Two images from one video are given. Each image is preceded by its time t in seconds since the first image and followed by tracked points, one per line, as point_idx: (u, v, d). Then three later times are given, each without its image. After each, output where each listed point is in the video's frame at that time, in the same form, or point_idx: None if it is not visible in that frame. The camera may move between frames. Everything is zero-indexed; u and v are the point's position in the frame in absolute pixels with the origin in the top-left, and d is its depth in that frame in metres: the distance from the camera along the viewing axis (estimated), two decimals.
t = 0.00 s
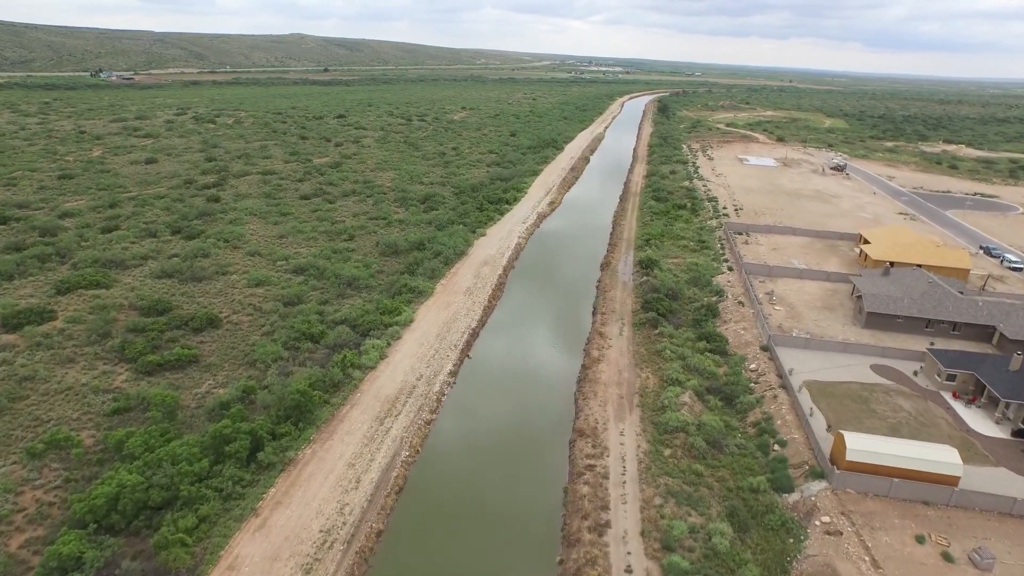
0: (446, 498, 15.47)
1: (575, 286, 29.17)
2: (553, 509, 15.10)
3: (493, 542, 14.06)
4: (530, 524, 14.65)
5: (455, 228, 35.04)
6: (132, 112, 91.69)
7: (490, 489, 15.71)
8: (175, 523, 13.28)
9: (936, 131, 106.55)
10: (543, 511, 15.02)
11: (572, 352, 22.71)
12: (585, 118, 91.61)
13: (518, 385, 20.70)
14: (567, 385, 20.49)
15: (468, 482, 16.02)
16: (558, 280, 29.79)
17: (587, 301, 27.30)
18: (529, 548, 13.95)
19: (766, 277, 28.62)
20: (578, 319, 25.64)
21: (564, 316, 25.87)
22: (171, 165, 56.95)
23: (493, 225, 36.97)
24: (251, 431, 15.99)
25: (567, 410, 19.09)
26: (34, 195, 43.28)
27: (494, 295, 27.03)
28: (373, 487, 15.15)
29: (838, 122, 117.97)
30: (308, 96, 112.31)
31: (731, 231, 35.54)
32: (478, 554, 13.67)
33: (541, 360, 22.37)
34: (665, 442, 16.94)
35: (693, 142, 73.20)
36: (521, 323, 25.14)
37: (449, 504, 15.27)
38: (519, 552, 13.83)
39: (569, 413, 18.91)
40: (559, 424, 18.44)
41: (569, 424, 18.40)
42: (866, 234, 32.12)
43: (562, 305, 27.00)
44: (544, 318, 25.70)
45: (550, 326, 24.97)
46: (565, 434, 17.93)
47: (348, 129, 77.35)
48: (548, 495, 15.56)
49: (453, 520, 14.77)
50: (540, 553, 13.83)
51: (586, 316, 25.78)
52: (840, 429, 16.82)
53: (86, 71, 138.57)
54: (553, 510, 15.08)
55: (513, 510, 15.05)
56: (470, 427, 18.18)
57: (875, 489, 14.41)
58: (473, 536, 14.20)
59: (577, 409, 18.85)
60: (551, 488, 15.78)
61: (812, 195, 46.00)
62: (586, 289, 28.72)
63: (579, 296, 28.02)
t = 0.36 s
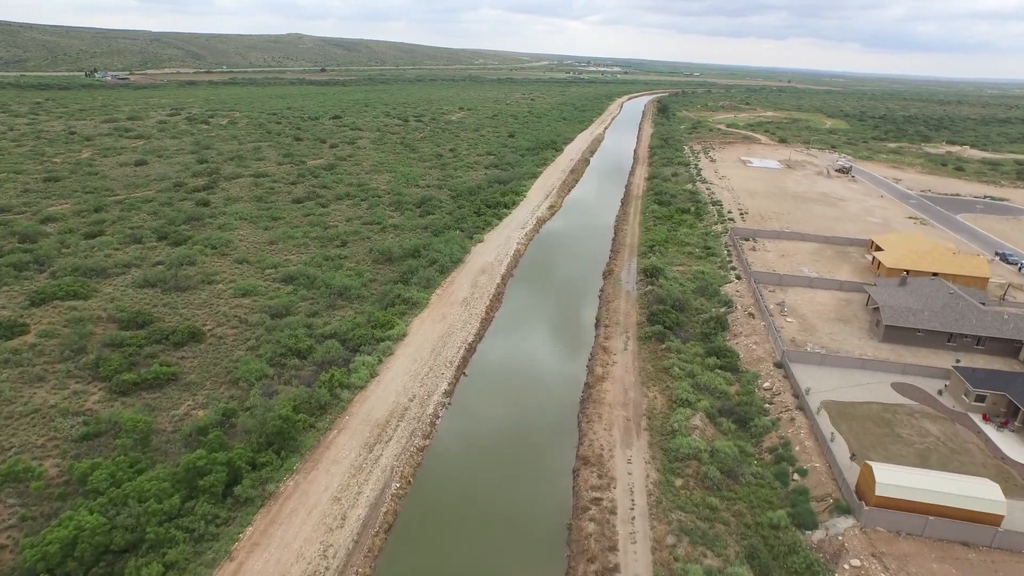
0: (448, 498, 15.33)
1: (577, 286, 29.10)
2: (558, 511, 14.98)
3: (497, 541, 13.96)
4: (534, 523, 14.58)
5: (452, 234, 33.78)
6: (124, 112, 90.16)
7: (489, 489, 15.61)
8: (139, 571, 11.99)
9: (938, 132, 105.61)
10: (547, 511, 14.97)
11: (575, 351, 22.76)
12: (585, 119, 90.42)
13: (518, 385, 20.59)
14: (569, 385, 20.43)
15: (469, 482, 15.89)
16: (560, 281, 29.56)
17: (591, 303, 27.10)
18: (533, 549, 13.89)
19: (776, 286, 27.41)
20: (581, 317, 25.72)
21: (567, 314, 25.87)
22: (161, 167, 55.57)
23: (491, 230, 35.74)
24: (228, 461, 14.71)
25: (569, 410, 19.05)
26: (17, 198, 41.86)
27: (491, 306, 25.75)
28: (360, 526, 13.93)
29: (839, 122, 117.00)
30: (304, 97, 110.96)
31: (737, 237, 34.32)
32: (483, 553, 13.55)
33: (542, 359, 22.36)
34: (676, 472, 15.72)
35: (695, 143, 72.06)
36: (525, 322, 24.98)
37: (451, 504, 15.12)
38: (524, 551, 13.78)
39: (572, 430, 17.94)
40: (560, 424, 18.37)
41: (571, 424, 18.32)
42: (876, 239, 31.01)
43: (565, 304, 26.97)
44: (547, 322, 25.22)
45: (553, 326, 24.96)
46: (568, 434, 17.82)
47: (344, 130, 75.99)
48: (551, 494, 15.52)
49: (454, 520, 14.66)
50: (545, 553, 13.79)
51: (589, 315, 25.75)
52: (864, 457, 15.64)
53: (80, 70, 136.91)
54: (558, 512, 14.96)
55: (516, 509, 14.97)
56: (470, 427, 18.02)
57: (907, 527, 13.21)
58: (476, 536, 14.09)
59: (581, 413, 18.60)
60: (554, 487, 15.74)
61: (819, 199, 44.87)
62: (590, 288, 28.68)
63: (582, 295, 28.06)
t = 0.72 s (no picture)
0: (450, 501, 15.27)
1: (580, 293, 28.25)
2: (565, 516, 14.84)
3: (502, 544, 13.96)
4: (536, 525, 14.57)
5: (448, 241, 32.50)
6: (117, 113, 88.68)
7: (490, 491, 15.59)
8: None
9: (940, 133, 104.64)
10: (551, 514, 14.92)
11: (578, 363, 21.98)
12: (584, 120, 89.28)
13: (518, 387, 20.52)
14: (569, 388, 20.36)
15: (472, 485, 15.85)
16: (562, 284, 29.26)
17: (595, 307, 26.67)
18: (538, 551, 13.85)
19: (787, 298, 26.18)
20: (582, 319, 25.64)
21: (570, 316, 25.78)
22: (151, 169, 54.17)
23: (491, 236, 34.50)
24: (200, 500, 13.40)
25: (571, 412, 19.00)
26: None
27: (490, 319, 24.48)
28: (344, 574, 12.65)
29: (841, 123, 116.04)
30: (300, 97, 109.63)
31: (744, 243, 33.10)
32: (487, 557, 13.54)
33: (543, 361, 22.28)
34: (690, 509, 14.45)
35: (697, 145, 70.90)
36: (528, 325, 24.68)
37: (453, 507, 15.06)
38: (529, 554, 13.76)
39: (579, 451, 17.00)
40: (563, 426, 18.30)
41: (574, 427, 18.24)
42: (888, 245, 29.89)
43: (566, 304, 26.97)
44: (549, 329, 24.66)
45: (555, 328, 24.92)
46: (571, 438, 17.71)
47: (340, 131, 74.66)
48: (555, 497, 15.45)
49: (458, 523, 14.62)
50: (551, 556, 13.74)
51: (591, 318, 25.61)
52: (894, 490, 14.43)
53: (75, 70, 135.39)
54: (564, 516, 14.85)
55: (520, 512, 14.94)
56: (469, 429, 17.96)
57: None
58: (479, 540, 14.07)
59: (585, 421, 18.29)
60: (558, 489, 15.71)
61: (825, 203, 43.72)
62: (591, 289, 28.79)
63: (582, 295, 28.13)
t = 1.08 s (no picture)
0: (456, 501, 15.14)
1: (584, 305, 26.92)
2: (574, 519, 14.65)
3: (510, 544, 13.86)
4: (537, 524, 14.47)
5: (446, 248, 31.18)
6: (112, 114, 87.34)
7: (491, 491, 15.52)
8: None
9: (945, 134, 103.36)
10: (559, 513, 14.82)
11: (583, 381, 20.74)
12: (585, 120, 88.01)
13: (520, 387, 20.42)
14: (572, 390, 20.19)
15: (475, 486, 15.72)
16: (566, 294, 28.03)
17: (599, 308, 26.42)
18: (546, 552, 13.76)
19: (802, 310, 24.90)
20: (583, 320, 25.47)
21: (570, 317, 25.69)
22: (143, 172, 52.87)
23: (491, 243, 33.20)
24: (168, 547, 12.07)
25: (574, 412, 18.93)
26: None
27: (490, 333, 23.23)
28: None
29: (844, 124, 114.88)
30: (298, 98, 108.34)
31: (754, 250, 31.80)
32: (494, 557, 13.42)
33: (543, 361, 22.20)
34: (709, 552, 13.16)
35: (700, 146, 69.66)
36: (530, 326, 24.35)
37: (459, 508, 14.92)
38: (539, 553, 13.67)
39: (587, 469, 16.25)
40: (566, 427, 18.19)
41: (578, 428, 18.12)
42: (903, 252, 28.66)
43: (567, 304, 26.83)
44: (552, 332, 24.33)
45: (555, 329, 24.84)
46: (575, 438, 17.59)
47: (337, 132, 73.32)
48: (562, 497, 15.34)
49: (462, 523, 14.50)
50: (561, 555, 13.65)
51: (592, 318, 25.43)
52: (934, 532, 13.17)
53: (71, 70, 134.02)
54: (565, 516, 14.75)
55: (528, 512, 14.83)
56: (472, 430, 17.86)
57: None
58: (486, 540, 13.97)
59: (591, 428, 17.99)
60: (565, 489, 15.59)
61: (835, 207, 42.46)
62: (592, 289, 28.69)
63: (582, 295, 27.99)
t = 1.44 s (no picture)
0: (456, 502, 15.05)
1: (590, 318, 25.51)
2: (574, 520, 14.63)
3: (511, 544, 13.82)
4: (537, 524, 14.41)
5: (444, 255, 29.85)
6: (106, 114, 85.98)
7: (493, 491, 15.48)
8: None
9: (951, 135, 102.01)
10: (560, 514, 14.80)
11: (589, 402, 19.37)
12: (586, 121, 86.69)
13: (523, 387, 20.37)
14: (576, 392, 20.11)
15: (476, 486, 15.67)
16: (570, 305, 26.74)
17: (599, 307, 26.40)
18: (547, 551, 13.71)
19: (819, 323, 23.60)
20: (583, 317, 25.51)
21: (570, 314, 25.67)
22: (134, 175, 51.53)
23: (491, 250, 31.88)
24: None
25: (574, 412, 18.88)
26: None
27: (490, 348, 21.90)
28: None
29: (848, 124, 113.67)
30: (297, 98, 106.89)
31: (765, 258, 30.50)
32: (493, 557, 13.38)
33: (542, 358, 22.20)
34: None
35: (704, 147, 68.38)
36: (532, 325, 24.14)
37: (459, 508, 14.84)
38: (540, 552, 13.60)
39: (588, 470, 16.19)
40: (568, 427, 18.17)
41: (581, 429, 18.06)
42: (922, 260, 27.36)
43: (566, 303, 26.72)
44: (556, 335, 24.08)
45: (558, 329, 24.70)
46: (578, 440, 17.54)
47: (334, 133, 71.94)
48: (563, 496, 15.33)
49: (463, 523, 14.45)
50: (563, 555, 13.58)
51: (592, 316, 25.43)
52: None
53: (68, 70, 132.69)
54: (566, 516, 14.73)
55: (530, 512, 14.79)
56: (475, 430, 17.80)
57: None
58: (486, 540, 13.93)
59: (590, 429, 17.92)
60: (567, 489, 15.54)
61: (846, 211, 41.15)
62: (592, 289, 28.53)
63: (582, 295, 27.83)
